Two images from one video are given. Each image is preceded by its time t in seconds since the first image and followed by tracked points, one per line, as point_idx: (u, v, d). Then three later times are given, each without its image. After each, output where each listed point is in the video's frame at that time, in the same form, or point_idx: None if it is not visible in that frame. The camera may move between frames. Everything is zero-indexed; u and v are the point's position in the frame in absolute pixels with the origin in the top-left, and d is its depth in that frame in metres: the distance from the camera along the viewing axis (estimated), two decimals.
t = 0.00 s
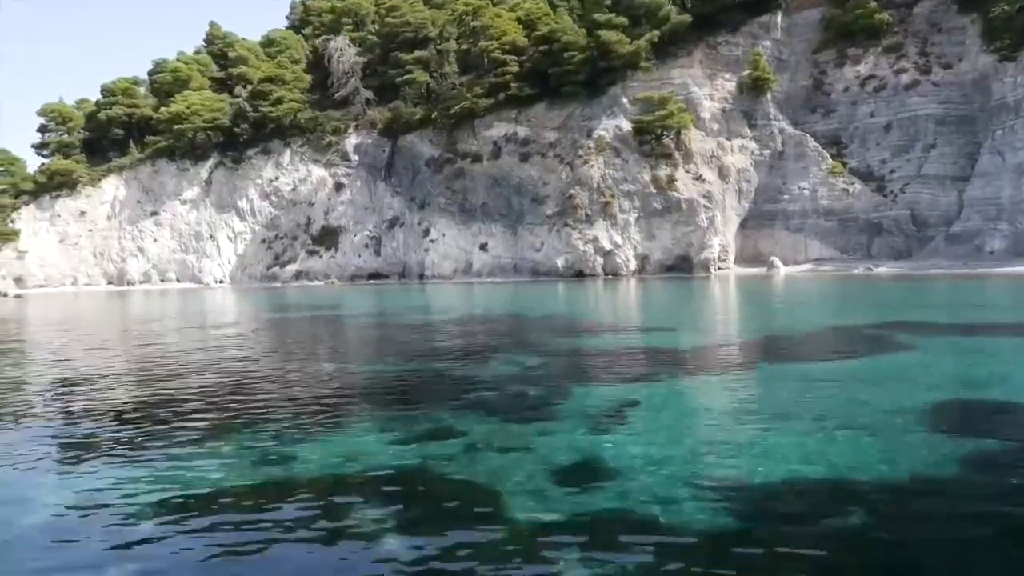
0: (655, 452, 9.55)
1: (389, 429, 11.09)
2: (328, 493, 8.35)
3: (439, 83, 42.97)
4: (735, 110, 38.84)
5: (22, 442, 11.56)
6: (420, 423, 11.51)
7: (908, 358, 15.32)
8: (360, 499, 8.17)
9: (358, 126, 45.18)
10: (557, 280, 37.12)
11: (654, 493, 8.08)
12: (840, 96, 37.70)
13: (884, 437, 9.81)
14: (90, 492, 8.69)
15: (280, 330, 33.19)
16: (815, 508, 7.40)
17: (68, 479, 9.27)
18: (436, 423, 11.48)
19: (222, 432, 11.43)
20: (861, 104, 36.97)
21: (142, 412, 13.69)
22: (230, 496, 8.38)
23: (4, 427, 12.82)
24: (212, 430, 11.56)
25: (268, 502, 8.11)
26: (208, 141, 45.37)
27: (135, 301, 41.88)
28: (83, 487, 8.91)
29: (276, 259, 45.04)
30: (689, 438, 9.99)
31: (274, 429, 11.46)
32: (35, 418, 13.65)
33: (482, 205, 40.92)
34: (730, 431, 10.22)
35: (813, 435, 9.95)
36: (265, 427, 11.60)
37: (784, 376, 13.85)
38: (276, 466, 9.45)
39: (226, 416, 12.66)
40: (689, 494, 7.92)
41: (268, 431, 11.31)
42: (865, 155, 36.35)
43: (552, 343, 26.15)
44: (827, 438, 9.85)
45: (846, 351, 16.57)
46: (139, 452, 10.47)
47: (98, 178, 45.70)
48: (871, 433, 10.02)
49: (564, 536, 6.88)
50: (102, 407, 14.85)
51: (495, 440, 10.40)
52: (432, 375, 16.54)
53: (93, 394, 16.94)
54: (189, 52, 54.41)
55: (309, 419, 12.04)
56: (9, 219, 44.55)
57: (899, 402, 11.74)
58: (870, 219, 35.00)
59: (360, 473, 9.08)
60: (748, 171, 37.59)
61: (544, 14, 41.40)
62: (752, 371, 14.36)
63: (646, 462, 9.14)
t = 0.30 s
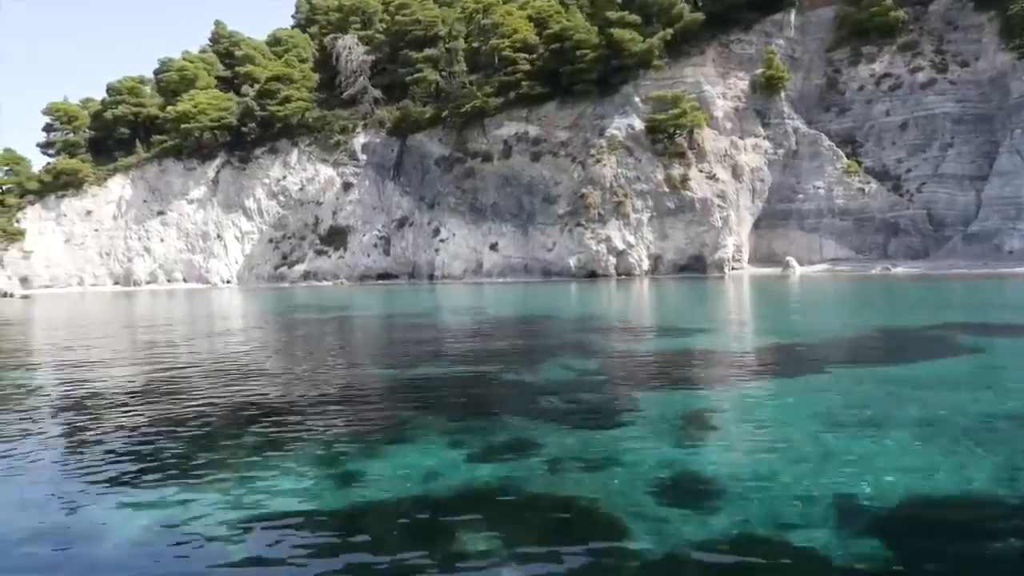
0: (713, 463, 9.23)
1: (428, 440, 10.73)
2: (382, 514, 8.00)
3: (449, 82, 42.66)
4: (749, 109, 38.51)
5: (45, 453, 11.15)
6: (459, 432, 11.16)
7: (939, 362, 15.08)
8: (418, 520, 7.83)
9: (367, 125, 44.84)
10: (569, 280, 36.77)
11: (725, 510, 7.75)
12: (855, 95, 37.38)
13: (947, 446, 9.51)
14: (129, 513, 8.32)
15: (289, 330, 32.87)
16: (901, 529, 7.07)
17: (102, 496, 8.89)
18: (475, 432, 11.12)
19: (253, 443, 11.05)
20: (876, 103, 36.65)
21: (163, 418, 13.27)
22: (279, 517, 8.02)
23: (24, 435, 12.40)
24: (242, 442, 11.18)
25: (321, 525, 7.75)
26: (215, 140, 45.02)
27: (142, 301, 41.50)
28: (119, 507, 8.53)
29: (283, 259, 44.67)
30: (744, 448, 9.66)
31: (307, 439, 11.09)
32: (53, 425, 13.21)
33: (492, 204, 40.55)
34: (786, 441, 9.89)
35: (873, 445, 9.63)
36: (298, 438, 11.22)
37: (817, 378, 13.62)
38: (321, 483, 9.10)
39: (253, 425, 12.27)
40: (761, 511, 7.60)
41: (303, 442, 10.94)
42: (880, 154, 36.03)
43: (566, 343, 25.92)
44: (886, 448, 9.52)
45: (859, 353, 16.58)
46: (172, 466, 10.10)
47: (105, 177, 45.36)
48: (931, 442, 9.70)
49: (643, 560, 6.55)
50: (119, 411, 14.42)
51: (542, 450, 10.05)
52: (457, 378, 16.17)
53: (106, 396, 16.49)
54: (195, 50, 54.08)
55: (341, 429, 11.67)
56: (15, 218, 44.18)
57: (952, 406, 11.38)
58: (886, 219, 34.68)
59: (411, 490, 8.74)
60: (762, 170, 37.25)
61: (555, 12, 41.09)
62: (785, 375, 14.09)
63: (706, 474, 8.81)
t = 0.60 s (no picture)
0: (766, 465, 8.90)
1: (465, 443, 10.40)
2: (433, 523, 7.67)
3: (458, 80, 42.38)
4: (761, 108, 38.22)
5: (50, 456, 10.68)
6: (495, 434, 10.81)
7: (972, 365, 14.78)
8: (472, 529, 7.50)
9: (374, 124, 44.57)
10: (580, 280, 36.46)
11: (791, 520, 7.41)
12: (868, 93, 37.09)
13: (1004, 449, 9.19)
14: (157, 520, 7.93)
15: (298, 330, 32.61)
16: (985, 539, 6.74)
17: (123, 503, 8.49)
18: (512, 434, 10.79)
19: (276, 446, 10.67)
20: (889, 101, 36.35)
21: (176, 420, 12.88)
22: (323, 526, 7.66)
23: (31, 436, 11.97)
24: (263, 444, 10.80)
25: (371, 535, 7.42)
26: (221, 139, 44.71)
27: (148, 302, 41.16)
28: (145, 513, 8.15)
29: (291, 259, 44.31)
30: (794, 451, 9.32)
31: (333, 441, 10.72)
32: (62, 426, 12.81)
33: (502, 204, 40.21)
34: (836, 444, 9.58)
35: (926, 448, 9.32)
36: (322, 440, 10.86)
37: (838, 379, 13.41)
38: (361, 487, 8.76)
39: (272, 427, 11.91)
40: (830, 519, 7.27)
41: (329, 444, 10.59)
42: (894, 153, 35.74)
43: (580, 344, 25.71)
44: (943, 452, 9.18)
45: (867, 355, 16.47)
46: (193, 469, 9.70)
47: (110, 177, 45.05)
48: (989, 445, 9.35)
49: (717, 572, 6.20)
50: (130, 411, 14.03)
51: (586, 453, 9.72)
52: (479, 379, 15.86)
53: (116, 396, 16.12)
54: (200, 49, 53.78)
55: (365, 431, 11.31)
56: (20, 218, 43.86)
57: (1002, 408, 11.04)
58: (901, 218, 34.37)
59: (457, 497, 8.40)
60: (775, 169, 36.92)
61: (565, 10, 40.80)
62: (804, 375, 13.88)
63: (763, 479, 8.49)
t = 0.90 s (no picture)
0: (832, 471, 8.51)
1: (507, 447, 10.02)
2: (493, 530, 7.27)
3: (468, 79, 42.06)
4: (774, 106, 37.88)
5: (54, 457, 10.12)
6: (537, 437, 10.42)
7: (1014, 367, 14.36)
8: (536, 537, 7.09)
9: (383, 123, 44.22)
10: (593, 280, 36.09)
11: (877, 529, 7.02)
12: (883, 92, 36.76)
13: None
14: (183, 525, 7.43)
15: (308, 330, 32.34)
16: None
17: (142, 506, 7.97)
18: (554, 436, 10.42)
19: (303, 446, 10.27)
20: (905, 100, 36.02)
21: (191, 420, 12.46)
22: (376, 531, 7.25)
23: (43, 436, 11.52)
24: (288, 444, 10.37)
25: (430, 543, 7.02)
26: (229, 138, 44.37)
27: (155, 302, 40.79)
28: (170, 517, 7.65)
29: (298, 259, 43.93)
30: (856, 456, 8.94)
31: (364, 443, 10.31)
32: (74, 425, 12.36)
33: (512, 203, 39.82)
34: (896, 451, 9.22)
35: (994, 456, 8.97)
36: (351, 441, 10.44)
37: (869, 382, 13.10)
38: (406, 490, 8.35)
39: (293, 427, 11.49)
40: (911, 534, 6.89)
41: (360, 445, 10.18)
42: (910, 152, 35.40)
43: (594, 344, 25.49)
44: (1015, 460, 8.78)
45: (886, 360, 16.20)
46: (214, 471, 9.22)
47: (117, 176, 44.72)
48: None
49: None
50: (143, 410, 13.60)
51: (637, 456, 9.34)
52: (503, 382, 15.48)
53: (127, 395, 15.71)
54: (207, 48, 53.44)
55: (392, 433, 10.89)
56: (26, 218, 43.53)
57: None
58: (918, 217, 34.00)
59: (511, 501, 8.00)
60: (790, 168, 36.55)
61: (577, 7, 40.51)
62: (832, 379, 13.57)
63: (833, 485, 8.10)
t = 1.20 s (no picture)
0: (894, 483, 8.16)
1: (548, 453, 9.69)
2: (553, 546, 6.91)
3: (477, 77, 41.76)
4: (787, 105, 37.56)
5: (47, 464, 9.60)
6: (576, 443, 10.11)
7: None
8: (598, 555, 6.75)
9: (390, 122, 43.86)
10: (604, 280, 35.75)
11: (953, 546, 6.70)
12: (897, 90, 36.48)
13: None
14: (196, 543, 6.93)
15: (317, 331, 31.98)
16: None
17: (147, 521, 7.46)
18: (595, 441, 10.12)
19: (333, 451, 9.92)
20: (920, 98, 35.74)
21: (206, 424, 12.10)
22: (425, 545, 6.94)
23: (53, 440, 11.13)
24: (309, 451, 10.01)
25: (486, 559, 6.71)
26: (235, 137, 44.04)
27: (161, 302, 40.46)
28: (195, 528, 7.26)
29: (306, 259, 43.61)
30: (911, 466, 8.64)
31: (392, 451, 9.96)
32: (85, 428, 11.98)
33: (522, 202, 39.49)
34: (955, 460, 8.88)
35: None
36: (379, 449, 10.09)
37: (900, 388, 12.85)
38: (452, 502, 8.01)
39: (313, 432, 11.13)
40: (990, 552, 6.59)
41: (389, 454, 9.83)
42: (925, 150, 35.11)
43: (607, 345, 25.21)
44: None
45: (909, 362, 15.95)
46: (225, 479, 8.76)
47: (122, 175, 44.41)
48: None
49: None
50: (158, 413, 13.27)
51: (687, 461, 9.03)
52: (525, 385, 15.17)
53: (137, 397, 15.37)
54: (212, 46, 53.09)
55: (420, 441, 10.55)
56: (31, 217, 43.21)
57: None
58: (933, 216, 33.68)
59: (563, 512, 7.66)
60: (803, 167, 36.24)
61: (588, 5, 40.21)
62: (860, 383, 13.32)
63: (899, 497, 7.76)
